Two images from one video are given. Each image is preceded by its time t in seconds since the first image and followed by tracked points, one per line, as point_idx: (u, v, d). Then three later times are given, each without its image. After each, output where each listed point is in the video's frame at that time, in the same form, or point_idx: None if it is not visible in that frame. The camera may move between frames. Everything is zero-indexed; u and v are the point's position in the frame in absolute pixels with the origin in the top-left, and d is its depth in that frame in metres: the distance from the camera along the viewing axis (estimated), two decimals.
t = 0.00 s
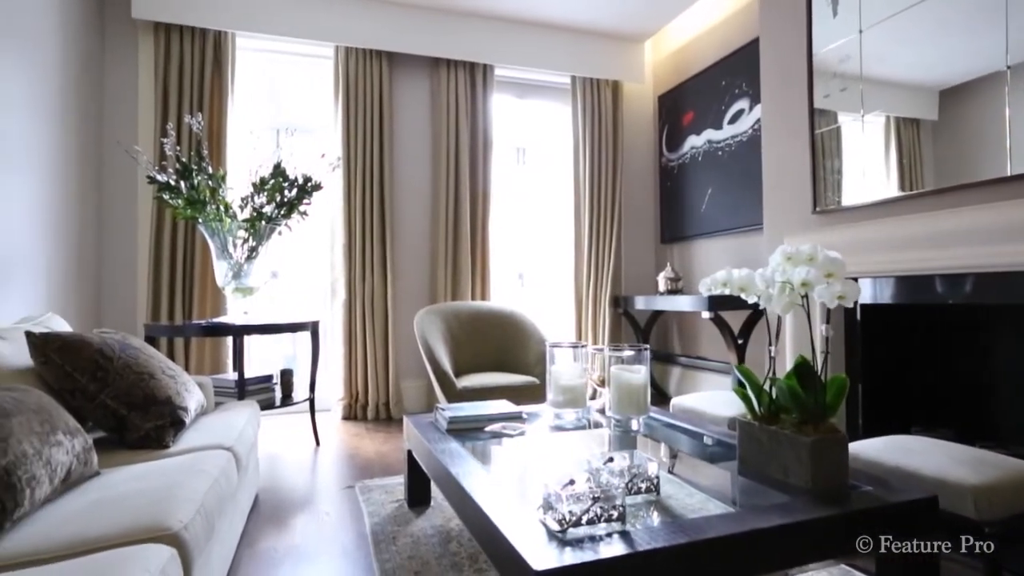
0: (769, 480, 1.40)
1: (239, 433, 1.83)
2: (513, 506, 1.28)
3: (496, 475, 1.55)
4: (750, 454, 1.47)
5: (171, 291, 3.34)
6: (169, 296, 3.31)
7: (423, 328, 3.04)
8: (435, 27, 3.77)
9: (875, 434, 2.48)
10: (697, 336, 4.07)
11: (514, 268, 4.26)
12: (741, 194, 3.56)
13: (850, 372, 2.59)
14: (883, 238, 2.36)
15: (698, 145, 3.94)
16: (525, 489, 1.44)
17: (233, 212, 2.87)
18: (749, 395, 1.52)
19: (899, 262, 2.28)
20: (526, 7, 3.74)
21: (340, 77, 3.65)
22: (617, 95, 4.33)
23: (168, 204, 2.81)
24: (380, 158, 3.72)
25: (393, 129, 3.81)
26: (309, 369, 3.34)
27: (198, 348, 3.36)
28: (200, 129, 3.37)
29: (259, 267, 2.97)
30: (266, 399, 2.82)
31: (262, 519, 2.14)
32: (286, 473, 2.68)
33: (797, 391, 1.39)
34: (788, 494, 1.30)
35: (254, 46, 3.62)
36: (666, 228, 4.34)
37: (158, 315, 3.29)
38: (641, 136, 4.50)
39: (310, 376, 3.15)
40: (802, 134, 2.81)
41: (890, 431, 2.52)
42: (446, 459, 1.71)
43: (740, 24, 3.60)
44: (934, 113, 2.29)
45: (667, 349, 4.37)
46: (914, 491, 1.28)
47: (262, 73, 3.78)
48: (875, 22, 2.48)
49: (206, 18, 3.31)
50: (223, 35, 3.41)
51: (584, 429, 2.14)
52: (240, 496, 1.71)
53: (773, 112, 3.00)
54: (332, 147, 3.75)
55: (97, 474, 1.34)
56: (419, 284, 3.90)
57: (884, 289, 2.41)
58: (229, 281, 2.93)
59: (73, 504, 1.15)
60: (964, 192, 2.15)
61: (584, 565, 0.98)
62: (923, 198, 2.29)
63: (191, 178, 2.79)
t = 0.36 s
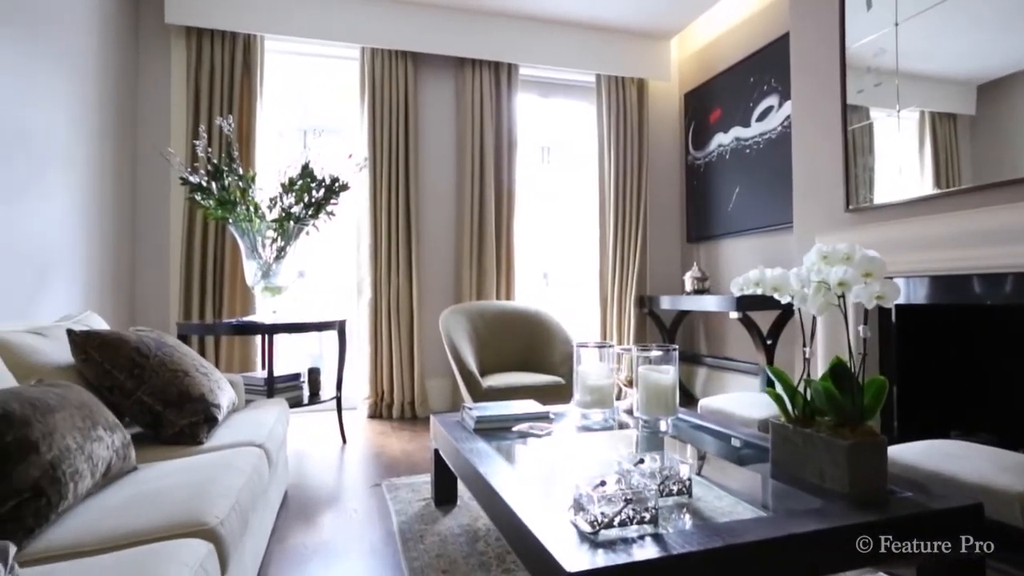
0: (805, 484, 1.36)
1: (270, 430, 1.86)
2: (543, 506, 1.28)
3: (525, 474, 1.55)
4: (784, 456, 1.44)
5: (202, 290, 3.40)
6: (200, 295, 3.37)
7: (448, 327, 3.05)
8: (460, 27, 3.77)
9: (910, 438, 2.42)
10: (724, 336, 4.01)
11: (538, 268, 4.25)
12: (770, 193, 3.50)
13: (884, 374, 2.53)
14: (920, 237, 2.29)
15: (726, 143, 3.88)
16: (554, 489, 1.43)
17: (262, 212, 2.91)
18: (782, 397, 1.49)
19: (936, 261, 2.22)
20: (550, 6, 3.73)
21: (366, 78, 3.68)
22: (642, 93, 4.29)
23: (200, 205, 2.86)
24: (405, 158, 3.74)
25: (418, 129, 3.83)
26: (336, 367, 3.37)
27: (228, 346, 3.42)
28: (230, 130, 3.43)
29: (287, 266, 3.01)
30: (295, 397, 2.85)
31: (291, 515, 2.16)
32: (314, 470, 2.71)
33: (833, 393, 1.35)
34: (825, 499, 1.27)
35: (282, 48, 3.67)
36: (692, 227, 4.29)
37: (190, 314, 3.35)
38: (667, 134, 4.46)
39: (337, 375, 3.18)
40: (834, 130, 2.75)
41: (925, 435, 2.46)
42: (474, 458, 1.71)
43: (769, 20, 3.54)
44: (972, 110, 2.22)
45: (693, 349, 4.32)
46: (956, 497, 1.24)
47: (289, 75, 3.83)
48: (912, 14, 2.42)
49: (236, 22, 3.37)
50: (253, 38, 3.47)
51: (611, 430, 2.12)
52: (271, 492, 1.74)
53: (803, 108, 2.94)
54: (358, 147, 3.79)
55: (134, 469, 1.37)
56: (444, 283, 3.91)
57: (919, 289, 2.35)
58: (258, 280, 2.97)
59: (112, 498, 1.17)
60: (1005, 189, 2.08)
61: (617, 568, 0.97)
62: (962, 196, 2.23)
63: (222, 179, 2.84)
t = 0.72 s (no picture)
0: (841, 488, 1.33)
1: (299, 428, 1.88)
2: (573, 507, 1.27)
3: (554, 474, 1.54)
4: (819, 460, 1.40)
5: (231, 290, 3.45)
6: (229, 294, 3.43)
7: (473, 326, 3.05)
8: (484, 27, 3.78)
9: (948, 442, 2.35)
10: (752, 337, 3.95)
11: (562, 268, 4.23)
12: (800, 191, 3.43)
13: (920, 376, 2.47)
14: (958, 236, 2.22)
15: (753, 141, 3.82)
16: (584, 490, 1.42)
17: (290, 213, 2.95)
18: (817, 400, 1.46)
19: (975, 260, 2.15)
20: (575, 4, 3.71)
21: (391, 79, 3.70)
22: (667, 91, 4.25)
23: (230, 206, 2.91)
24: (430, 159, 3.76)
25: (442, 129, 3.85)
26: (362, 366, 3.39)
27: (256, 344, 3.47)
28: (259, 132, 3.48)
29: (315, 266, 3.04)
30: (322, 396, 2.89)
31: (320, 512, 2.19)
32: (340, 468, 2.74)
33: (872, 396, 1.32)
34: (862, 505, 1.24)
35: (309, 50, 3.71)
36: (718, 226, 4.23)
37: (220, 313, 3.41)
38: (693, 132, 4.41)
39: (363, 374, 3.20)
40: (867, 127, 2.68)
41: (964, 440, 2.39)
42: (502, 457, 1.70)
43: (799, 14, 3.47)
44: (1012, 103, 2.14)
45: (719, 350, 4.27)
46: (1002, 505, 1.20)
47: (316, 77, 3.87)
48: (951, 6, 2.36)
49: (264, 26, 3.42)
50: (281, 41, 3.51)
51: (638, 430, 2.10)
52: (301, 489, 1.76)
53: (834, 104, 2.88)
54: (384, 147, 3.81)
55: (169, 465, 1.39)
56: (468, 283, 3.92)
57: (954, 289, 2.28)
58: (286, 280, 3.00)
59: (149, 493, 1.20)
60: None
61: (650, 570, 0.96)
62: (1004, 193, 2.15)
63: (251, 180, 2.88)
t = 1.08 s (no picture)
0: (878, 493, 1.30)
1: (327, 425, 1.90)
2: (602, 509, 1.26)
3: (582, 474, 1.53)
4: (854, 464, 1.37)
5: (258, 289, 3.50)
6: (257, 293, 3.48)
7: (497, 326, 3.05)
8: (508, 26, 3.78)
9: (986, 447, 2.28)
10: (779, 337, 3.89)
11: (586, 267, 4.21)
12: (830, 189, 3.36)
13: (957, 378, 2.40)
14: (999, 234, 2.16)
15: (781, 138, 3.75)
16: (613, 491, 1.41)
17: (316, 213, 2.98)
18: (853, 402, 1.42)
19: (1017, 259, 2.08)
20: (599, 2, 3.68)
21: (416, 79, 3.72)
22: (693, 88, 4.20)
23: (258, 206, 2.95)
24: (454, 158, 3.77)
25: (466, 129, 3.85)
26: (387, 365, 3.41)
27: (283, 342, 3.52)
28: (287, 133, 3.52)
29: (341, 265, 3.06)
30: (348, 394, 2.91)
31: (347, 510, 2.20)
32: (366, 466, 2.76)
33: (912, 400, 1.28)
34: (901, 510, 1.20)
35: (335, 52, 3.75)
36: (745, 225, 4.17)
37: (248, 312, 3.46)
38: (719, 130, 4.35)
39: (388, 372, 3.22)
40: (901, 123, 2.61)
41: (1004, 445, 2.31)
42: (529, 457, 1.70)
43: (829, 8, 3.40)
44: None
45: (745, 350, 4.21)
46: None
47: (341, 78, 3.90)
48: None
49: (291, 28, 3.46)
50: (307, 43, 3.55)
51: (666, 431, 2.08)
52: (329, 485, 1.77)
53: (866, 100, 2.81)
54: (408, 147, 3.83)
55: (202, 462, 1.41)
56: (492, 282, 3.92)
57: (991, 289, 2.22)
58: (313, 279, 3.03)
59: (184, 489, 1.22)
60: None
61: (685, 573, 0.95)
62: None
63: (279, 180, 2.92)
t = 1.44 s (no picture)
0: (918, 498, 1.26)
1: (354, 423, 1.91)
2: (634, 510, 1.24)
3: (610, 474, 1.51)
4: (893, 468, 1.33)
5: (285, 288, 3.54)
6: (284, 292, 3.52)
7: (522, 325, 3.05)
8: (532, 24, 3.77)
9: None
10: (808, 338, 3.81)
11: (610, 266, 4.18)
12: (862, 186, 3.28)
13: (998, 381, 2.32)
14: None
15: (811, 134, 3.68)
16: (643, 491, 1.39)
17: (343, 212, 3.00)
18: (890, 406, 1.38)
19: None
20: None
21: (440, 79, 3.73)
22: (719, 85, 4.14)
23: (286, 206, 2.99)
24: (478, 157, 3.77)
25: (491, 128, 3.85)
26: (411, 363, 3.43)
27: (310, 340, 3.56)
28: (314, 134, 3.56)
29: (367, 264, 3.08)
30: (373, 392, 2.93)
31: (373, 508, 2.22)
32: (391, 464, 2.77)
33: (955, 404, 1.24)
34: (943, 517, 1.17)
35: (360, 52, 3.77)
36: (773, 223, 4.10)
37: (275, 311, 3.51)
38: (746, 127, 4.28)
39: (413, 371, 3.23)
40: (939, 117, 2.54)
41: None
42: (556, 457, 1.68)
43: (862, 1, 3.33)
44: None
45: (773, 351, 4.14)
46: None
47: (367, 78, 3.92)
48: None
49: (317, 29, 3.50)
50: (333, 44, 3.58)
51: (694, 432, 2.05)
52: (357, 483, 1.78)
53: (901, 94, 2.74)
54: (433, 146, 3.84)
55: (234, 458, 1.43)
56: (516, 282, 3.91)
57: None
58: (339, 279, 3.05)
59: (217, 485, 1.23)
60: None
61: None
62: None
63: (306, 181, 2.95)
